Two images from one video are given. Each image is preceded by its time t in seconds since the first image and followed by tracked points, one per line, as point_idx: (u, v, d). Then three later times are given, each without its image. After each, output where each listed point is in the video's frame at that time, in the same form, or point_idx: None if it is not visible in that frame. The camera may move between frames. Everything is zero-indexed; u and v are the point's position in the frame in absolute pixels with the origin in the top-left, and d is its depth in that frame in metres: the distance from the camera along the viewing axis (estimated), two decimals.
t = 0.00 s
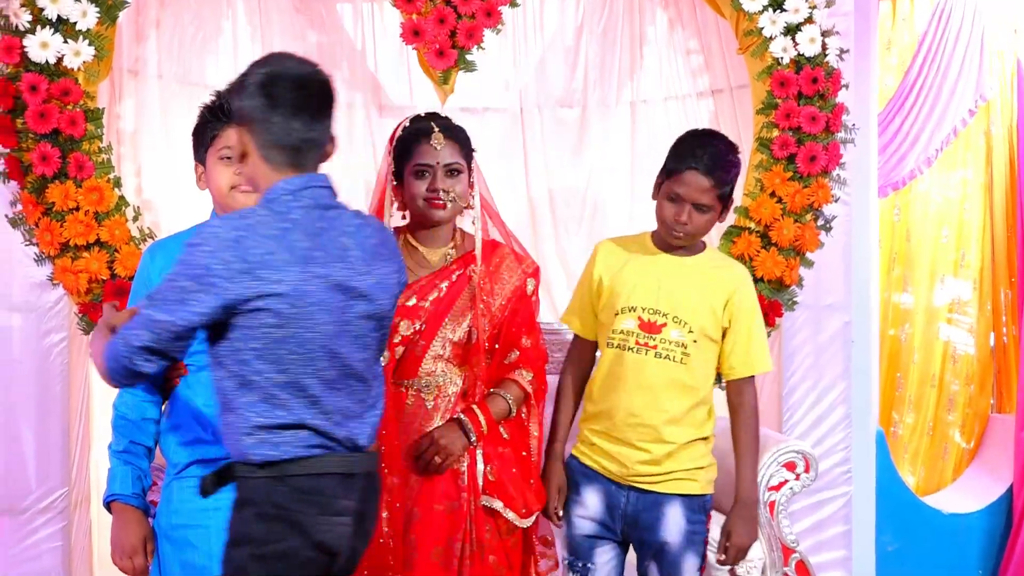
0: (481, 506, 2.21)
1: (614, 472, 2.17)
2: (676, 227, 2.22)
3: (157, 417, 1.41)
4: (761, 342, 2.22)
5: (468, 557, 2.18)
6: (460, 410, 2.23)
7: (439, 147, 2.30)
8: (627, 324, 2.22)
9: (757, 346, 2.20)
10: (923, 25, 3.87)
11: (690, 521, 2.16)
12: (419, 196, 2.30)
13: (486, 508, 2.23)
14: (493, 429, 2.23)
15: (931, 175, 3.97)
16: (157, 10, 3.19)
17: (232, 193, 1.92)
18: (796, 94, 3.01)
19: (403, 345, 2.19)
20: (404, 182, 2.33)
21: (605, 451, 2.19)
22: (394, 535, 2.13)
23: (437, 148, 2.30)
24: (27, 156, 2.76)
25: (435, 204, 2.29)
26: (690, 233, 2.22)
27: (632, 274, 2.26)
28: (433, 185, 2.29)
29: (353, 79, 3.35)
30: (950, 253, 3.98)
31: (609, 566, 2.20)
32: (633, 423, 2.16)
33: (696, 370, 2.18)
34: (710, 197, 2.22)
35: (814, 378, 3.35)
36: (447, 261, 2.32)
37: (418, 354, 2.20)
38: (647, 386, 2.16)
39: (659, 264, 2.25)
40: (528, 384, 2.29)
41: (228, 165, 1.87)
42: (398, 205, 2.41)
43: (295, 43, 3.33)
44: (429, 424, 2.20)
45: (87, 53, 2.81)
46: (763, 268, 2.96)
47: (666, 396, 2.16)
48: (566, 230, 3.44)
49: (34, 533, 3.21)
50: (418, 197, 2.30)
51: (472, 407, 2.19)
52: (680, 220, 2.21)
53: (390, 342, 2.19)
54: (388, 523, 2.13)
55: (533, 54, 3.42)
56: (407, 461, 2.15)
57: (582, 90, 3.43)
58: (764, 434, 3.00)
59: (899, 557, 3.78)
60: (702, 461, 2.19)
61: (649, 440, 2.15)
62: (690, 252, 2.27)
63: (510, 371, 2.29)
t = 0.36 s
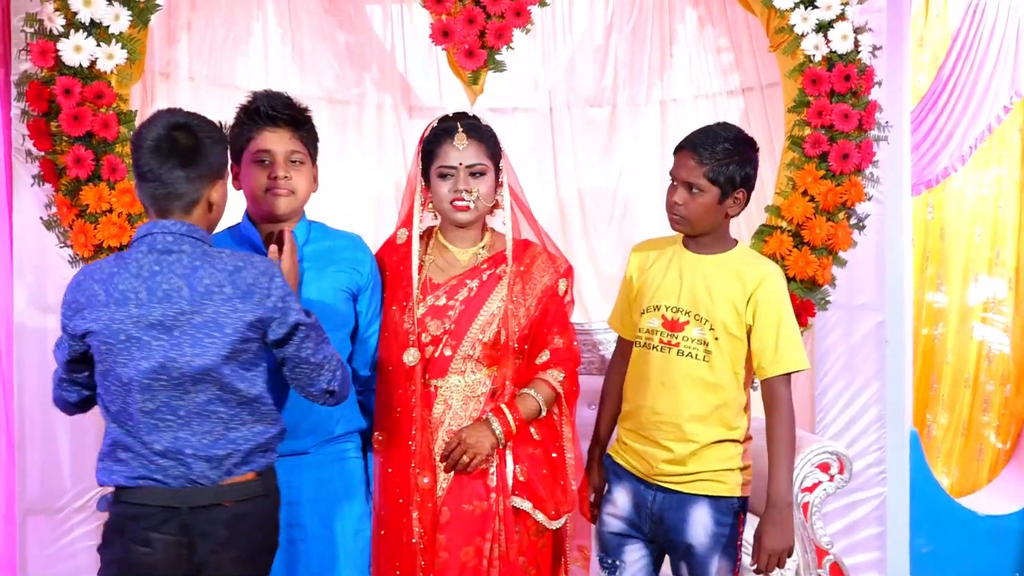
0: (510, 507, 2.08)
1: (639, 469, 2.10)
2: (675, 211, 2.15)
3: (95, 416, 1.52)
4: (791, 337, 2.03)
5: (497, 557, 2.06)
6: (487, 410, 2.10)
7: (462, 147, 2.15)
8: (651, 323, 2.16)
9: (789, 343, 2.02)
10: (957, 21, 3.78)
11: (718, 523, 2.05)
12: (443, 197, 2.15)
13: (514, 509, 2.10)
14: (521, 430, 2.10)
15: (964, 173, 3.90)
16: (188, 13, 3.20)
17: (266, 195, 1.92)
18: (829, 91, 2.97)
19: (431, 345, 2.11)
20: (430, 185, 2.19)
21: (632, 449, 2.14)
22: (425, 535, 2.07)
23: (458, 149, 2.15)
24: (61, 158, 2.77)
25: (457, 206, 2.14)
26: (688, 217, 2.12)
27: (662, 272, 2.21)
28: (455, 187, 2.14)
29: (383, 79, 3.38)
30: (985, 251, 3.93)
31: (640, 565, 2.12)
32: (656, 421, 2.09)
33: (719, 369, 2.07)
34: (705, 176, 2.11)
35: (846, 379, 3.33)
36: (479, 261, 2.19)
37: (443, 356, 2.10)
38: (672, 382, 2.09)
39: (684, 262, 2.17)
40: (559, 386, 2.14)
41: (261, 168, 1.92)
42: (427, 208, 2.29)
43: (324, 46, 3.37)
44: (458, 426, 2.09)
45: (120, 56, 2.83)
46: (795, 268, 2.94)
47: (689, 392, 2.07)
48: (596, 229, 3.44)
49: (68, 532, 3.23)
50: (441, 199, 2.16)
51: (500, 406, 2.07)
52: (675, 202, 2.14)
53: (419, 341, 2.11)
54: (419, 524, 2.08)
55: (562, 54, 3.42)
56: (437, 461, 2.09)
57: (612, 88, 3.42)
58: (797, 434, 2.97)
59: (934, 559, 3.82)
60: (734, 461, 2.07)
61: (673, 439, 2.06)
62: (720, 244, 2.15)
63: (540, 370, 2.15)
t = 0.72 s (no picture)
0: (527, 503, 2.00)
1: (659, 462, 2.09)
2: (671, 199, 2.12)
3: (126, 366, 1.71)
4: (791, 318, 2.01)
5: (514, 553, 1.99)
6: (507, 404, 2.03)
7: (479, 140, 2.08)
8: (656, 317, 2.14)
9: (788, 323, 2.00)
10: (987, 11, 3.73)
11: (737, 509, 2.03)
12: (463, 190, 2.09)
13: (532, 506, 2.03)
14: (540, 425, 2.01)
15: (995, 164, 3.87)
16: (215, 10, 3.21)
17: (290, 198, 1.85)
18: (858, 82, 2.96)
19: (452, 338, 2.05)
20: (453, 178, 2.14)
21: (652, 442, 2.13)
22: (444, 525, 2.03)
23: (475, 142, 2.07)
24: (90, 155, 2.79)
25: (477, 199, 2.07)
26: (683, 205, 2.10)
27: (662, 266, 2.18)
28: (473, 179, 2.07)
29: (408, 74, 3.39)
30: (1015, 242, 3.89)
31: (676, 556, 2.12)
32: (671, 412, 2.08)
33: (726, 354, 2.06)
34: (700, 164, 2.09)
35: (877, 371, 3.32)
36: (505, 256, 2.12)
37: (464, 348, 2.05)
38: (679, 371, 2.07)
39: (683, 253, 2.15)
40: (583, 383, 2.04)
41: (289, 169, 1.86)
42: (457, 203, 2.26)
43: (351, 42, 3.37)
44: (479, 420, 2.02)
45: (148, 53, 2.85)
46: (825, 260, 2.92)
47: (696, 378, 2.05)
48: (623, 223, 3.44)
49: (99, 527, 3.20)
50: (463, 193, 2.10)
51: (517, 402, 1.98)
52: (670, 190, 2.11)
53: (439, 334, 2.05)
54: (439, 517, 2.03)
55: (588, 47, 3.40)
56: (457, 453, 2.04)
57: (638, 82, 3.42)
58: (827, 428, 2.94)
59: (965, 553, 3.76)
60: (745, 448, 2.05)
61: (689, 428, 2.05)
62: (716, 232, 2.12)
63: (564, 367, 2.06)
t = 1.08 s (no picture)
0: (548, 511, 1.99)
1: (688, 469, 2.09)
2: (691, 209, 2.18)
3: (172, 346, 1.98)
4: (804, 315, 2.07)
5: (535, 562, 1.98)
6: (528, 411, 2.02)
7: (513, 143, 2.08)
8: (673, 329, 2.16)
9: (808, 318, 2.06)
10: (1009, 16, 3.78)
11: (769, 507, 2.06)
12: (493, 193, 2.08)
13: (552, 513, 2.02)
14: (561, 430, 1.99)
15: (1016, 170, 3.95)
16: (237, 16, 3.25)
17: (333, 205, 1.85)
18: (879, 88, 2.95)
19: (471, 346, 2.04)
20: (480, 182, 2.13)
21: (678, 450, 2.13)
22: (463, 533, 1.98)
23: (510, 144, 2.08)
24: (114, 161, 2.81)
25: (508, 202, 2.06)
26: (705, 213, 2.15)
27: (671, 282, 2.21)
28: (506, 182, 2.07)
29: (428, 81, 3.39)
30: None
31: (705, 567, 2.14)
32: (700, 420, 2.08)
33: (746, 358, 2.10)
34: (724, 173, 2.18)
35: (897, 379, 3.31)
36: (524, 263, 2.12)
37: (482, 356, 2.03)
38: (702, 378, 2.09)
39: (689, 267, 2.19)
40: (603, 390, 2.03)
41: (328, 176, 1.87)
42: (477, 206, 2.23)
43: (370, 47, 3.38)
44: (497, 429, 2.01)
45: (170, 61, 2.87)
46: (845, 267, 2.91)
47: (717, 379, 2.08)
48: (643, 230, 3.44)
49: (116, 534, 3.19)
50: (492, 197, 2.09)
51: (538, 406, 1.96)
52: (692, 199, 2.16)
53: (459, 341, 2.03)
54: (457, 526, 1.98)
55: (607, 53, 3.40)
56: (476, 460, 2.00)
57: (657, 88, 3.41)
58: (849, 436, 2.90)
59: (988, 563, 3.66)
60: (777, 449, 2.11)
61: (718, 434, 2.06)
62: (716, 244, 2.18)
63: (584, 373, 2.05)
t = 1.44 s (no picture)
0: (578, 516, 2.00)
1: (723, 482, 2.18)
2: (747, 207, 2.24)
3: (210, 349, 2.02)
4: (841, 324, 2.19)
5: (566, 567, 1.99)
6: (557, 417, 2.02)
7: (532, 148, 2.08)
8: (711, 333, 2.22)
9: (843, 329, 2.19)
10: None
11: (803, 523, 2.17)
12: (512, 198, 2.06)
13: (582, 517, 2.02)
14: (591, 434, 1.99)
15: None
16: (258, 21, 3.30)
17: (353, 208, 1.86)
18: (901, 92, 2.93)
19: (496, 353, 2.03)
20: (497, 186, 2.11)
21: (709, 462, 2.20)
22: (493, 541, 1.98)
23: (529, 150, 2.07)
24: (135, 166, 2.82)
25: (529, 207, 2.05)
26: (762, 211, 2.24)
27: (708, 285, 2.27)
28: (527, 187, 2.05)
29: (448, 86, 3.41)
30: None
31: None
32: (735, 428, 2.17)
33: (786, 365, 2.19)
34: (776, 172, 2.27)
35: (920, 386, 3.29)
36: (541, 267, 2.11)
37: (508, 364, 2.03)
38: (743, 387, 2.17)
39: (728, 272, 2.26)
40: (628, 389, 2.04)
41: (350, 179, 1.87)
42: (489, 209, 2.20)
43: (390, 52, 3.39)
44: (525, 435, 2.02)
45: (192, 66, 2.88)
46: (867, 272, 2.88)
47: (762, 393, 2.16)
48: (663, 235, 3.45)
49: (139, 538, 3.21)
50: (511, 202, 2.06)
51: (570, 409, 1.96)
52: (750, 197, 2.23)
53: (484, 349, 2.03)
54: (487, 534, 1.99)
55: (627, 57, 3.40)
56: (506, 467, 2.01)
57: (677, 92, 3.41)
58: (873, 443, 2.88)
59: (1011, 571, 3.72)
60: (811, 461, 2.20)
61: (756, 444, 2.15)
62: (759, 248, 2.27)
63: (609, 375, 2.05)
